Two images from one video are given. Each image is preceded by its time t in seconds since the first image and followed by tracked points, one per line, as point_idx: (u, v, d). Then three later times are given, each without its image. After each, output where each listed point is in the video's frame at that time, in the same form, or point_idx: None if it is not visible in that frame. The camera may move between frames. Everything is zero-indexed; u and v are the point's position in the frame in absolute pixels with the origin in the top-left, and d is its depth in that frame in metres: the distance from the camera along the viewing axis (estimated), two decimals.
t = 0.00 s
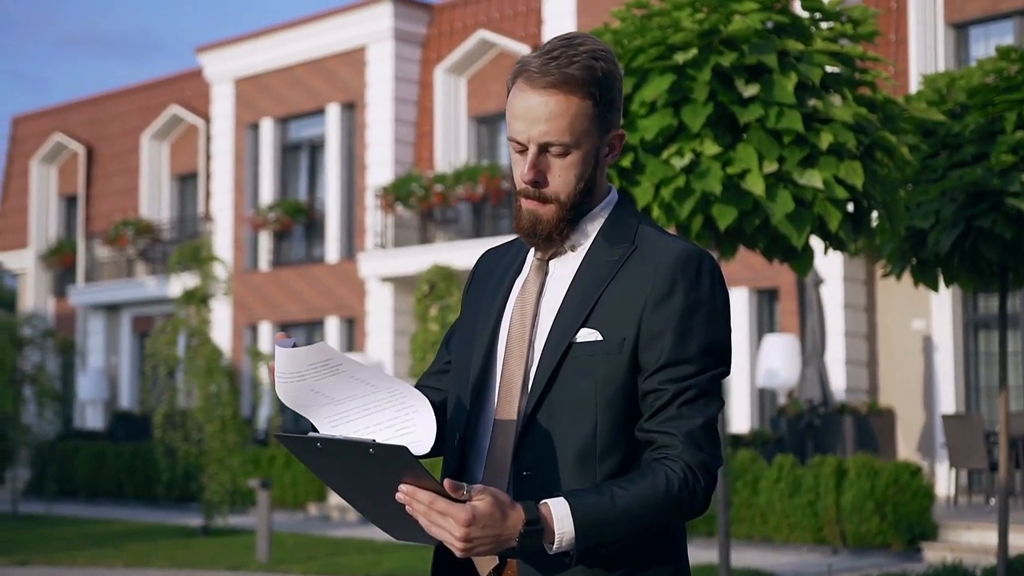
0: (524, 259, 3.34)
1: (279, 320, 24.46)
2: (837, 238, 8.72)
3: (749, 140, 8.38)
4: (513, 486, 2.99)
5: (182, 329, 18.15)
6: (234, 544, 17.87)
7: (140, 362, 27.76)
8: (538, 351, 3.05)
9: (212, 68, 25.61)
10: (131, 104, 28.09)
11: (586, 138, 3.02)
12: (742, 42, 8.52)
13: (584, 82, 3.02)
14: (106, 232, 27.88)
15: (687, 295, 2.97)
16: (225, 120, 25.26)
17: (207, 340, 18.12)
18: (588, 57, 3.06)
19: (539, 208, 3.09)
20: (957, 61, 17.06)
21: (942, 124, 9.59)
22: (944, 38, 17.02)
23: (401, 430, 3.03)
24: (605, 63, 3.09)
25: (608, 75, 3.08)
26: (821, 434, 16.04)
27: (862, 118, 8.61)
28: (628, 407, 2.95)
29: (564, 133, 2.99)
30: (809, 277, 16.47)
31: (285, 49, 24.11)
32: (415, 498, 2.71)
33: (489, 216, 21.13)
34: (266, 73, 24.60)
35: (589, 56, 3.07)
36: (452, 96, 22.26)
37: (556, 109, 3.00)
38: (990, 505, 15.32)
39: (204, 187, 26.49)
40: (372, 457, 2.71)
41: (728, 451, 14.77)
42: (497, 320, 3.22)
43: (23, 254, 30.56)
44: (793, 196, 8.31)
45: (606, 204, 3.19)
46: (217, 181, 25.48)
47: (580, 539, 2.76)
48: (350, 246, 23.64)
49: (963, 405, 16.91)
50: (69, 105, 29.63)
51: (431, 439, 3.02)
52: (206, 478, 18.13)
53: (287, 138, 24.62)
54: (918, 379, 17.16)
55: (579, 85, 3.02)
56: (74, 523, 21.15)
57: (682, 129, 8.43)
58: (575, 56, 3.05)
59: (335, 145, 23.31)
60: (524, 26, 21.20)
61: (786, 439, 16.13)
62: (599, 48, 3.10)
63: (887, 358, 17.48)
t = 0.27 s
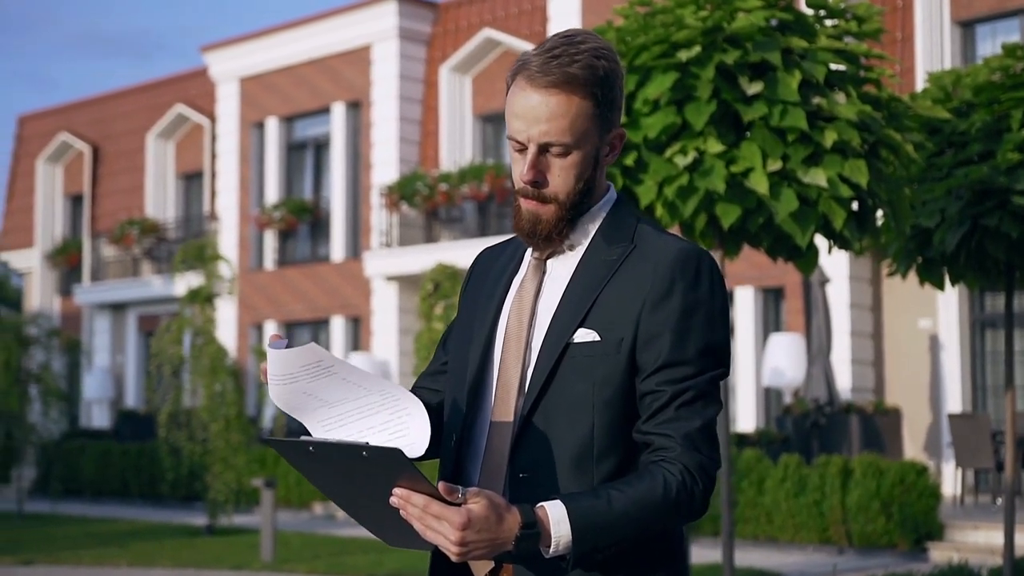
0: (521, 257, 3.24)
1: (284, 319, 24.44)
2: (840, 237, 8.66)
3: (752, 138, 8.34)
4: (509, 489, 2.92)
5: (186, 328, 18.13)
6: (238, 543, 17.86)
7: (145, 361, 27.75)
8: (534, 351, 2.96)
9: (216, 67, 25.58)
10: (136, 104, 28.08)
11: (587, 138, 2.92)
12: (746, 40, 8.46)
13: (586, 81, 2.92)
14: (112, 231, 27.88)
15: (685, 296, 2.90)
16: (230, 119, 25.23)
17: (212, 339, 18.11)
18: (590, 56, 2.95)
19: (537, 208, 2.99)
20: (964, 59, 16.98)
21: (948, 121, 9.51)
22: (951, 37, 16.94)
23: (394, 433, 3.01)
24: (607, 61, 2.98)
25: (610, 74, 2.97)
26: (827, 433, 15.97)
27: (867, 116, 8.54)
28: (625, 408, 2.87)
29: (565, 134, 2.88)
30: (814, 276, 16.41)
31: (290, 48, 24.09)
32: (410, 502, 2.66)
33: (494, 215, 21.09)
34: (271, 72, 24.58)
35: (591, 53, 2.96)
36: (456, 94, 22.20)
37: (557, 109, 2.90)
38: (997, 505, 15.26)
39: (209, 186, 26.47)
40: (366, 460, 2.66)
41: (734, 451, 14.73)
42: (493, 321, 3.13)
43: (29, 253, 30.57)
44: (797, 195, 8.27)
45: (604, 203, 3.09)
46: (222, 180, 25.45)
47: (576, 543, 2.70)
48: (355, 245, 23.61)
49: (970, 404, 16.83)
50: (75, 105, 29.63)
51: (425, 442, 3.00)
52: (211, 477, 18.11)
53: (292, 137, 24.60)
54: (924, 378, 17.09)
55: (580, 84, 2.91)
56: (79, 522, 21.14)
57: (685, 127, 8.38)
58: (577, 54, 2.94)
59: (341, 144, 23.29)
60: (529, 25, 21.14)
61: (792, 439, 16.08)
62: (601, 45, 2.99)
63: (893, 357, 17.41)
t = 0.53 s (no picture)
0: (520, 258, 3.14)
1: (291, 319, 24.43)
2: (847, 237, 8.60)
3: (757, 138, 8.29)
4: (506, 494, 2.79)
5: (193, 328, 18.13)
6: (244, 544, 17.85)
7: (152, 361, 27.75)
8: (533, 354, 2.85)
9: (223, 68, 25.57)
10: (144, 104, 28.09)
11: (587, 138, 2.80)
12: (752, 39, 8.40)
13: (586, 82, 2.81)
14: (119, 232, 27.89)
15: (686, 299, 2.77)
16: (237, 120, 25.21)
17: (218, 340, 18.10)
18: (591, 55, 2.84)
19: (537, 208, 2.87)
20: (972, 59, 16.91)
21: (956, 121, 9.47)
22: (959, 36, 16.88)
23: (394, 439, 2.96)
24: (609, 61, 2.87)
25: (612, 74, 2.86)
26: (834, 434, 15.91)
27: (873, 115, 8.48)
28: (624, 413, 2.75)
29: (566, 134, 2.77)
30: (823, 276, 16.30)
31: (297, 48, 24.05)
32: (406, 506, 2.53)
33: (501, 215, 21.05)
34: (278, 72, 24.55)
35: (592, 53, 2.85)
36: (463, 97, 22.21)
37: (557, 108, 2.79)
38: (1005, 506, 15.19)
39: (216, 186, 26.47)
40: (362, 462, 2.55)
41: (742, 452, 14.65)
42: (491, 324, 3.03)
43: (36, 253, 30.58)
44: (802, 195, 8.22)
45: (604, 204, 2.97)
46: (229, 181, 25.42)
47: (574, 549, 2.59)
48: (362, 246, 23.58)
49: (978, 404, 16.77)
50: (82, 105, 29.64)
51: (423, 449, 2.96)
52: (218, 478, 18.09)
53: (299, 137, 24.57)
54: (932, 378, 17.02)
55: (581, 85, 2.80)
56: (86, 523, 21.14)
57: (690, 127, 8.34)
58: (578, 54, 2.83)
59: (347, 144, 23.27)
60: (536, 25, 21.08)
61: (799, 439, 16.01)
62: (602, 45, 2.88)
63: (902, 358, 17.35)
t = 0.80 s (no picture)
0: (519, 257, 3.06)
1: (297, 320, 24.42)
2: (853, 237, 8.56)
3: (763, 138, 8.24)
4: (504, 497, 2.72)
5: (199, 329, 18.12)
6: (250, 545, 17.84)
7: (159, 362, 27.76)
8: (532, 356, 2.76)
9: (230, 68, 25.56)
10: (151, 105, 28.10)
11: (589, 138, 2.67)
12: (757, 38, 8.36)
13: (589, 80, 2.67)
14: (126, 233, 27.90)
15: (688, 302, 2.68)
16: (244, 120, 25.20)
17: (224, 341, 18.09)
18: (594, 53, 2.71)
19: (538, 209, 2.73)
20: (980, 58, 16.83)
21: (963, 121, 9.42)
22: (967, 36, 16.80)
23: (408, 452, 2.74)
24: (611, 60, 2.73)
25: (614, 73, 2.73)
26: (842, 435, 15.85)
27: (879, 115, 8.44)
28: (624, 417, 2.67)
29: (568, 134, 2.63)
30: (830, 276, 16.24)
31: (303, 49, 24.04)
32: (400, 507, 2.44)
33: (508, 216, 21.02)
34: (285, 72, 24.53)
35: (595, 51, 2.72)
36: (470, 94, 22.15)
37: (559, 108, 2.65)
38: (1013, 508, 15.12)
39: (223, 187, 26.48)
40: (358, 463, 2.45)
41: (749, 453, 14.59)
42: (490, 325, 2.97)
43: (44, 254, 30.61)
44: (808, 195, 8.16)
45: (605, 205, 2.85)
46: (236, 182, 25.41)
47: (572, 553, 2.51)
48: (369, 246, 23.55)
49: (986, 406, 16.69)
50: (90, 106, 29.66)
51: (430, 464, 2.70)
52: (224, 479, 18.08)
53: (306, 138, 24.55)
54: (940, 379, 16.95)
55: (583, 84, 2.66)
56: (92, 524, 21.14)
57: (695, 127, 8.29)
58: (580, 52, 2.70)
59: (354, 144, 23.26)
60: (542, 25, 21.03)
61: (807, 440, 15.93)
62: (605, 43, 2.75)
63: (909, 359, 17.27)
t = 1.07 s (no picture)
0: (515, 256, 3.01)
1: (301, 319, 24.40)
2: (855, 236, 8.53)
3: (765, 136, 8.20)
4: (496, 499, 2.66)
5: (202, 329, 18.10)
6: (253, 545, 17.82)
7: (163, 361, 27.75)
8: (527, 356, 2.70)
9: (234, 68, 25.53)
10: (154, 104, 28.08)
11: (587, 134, 2.63)
12: (759, 36, 8.32)
13: (587, 76, 2.63)
14: (130, 233, 27.89)
15: (685, 302, 2.63)
16: (248, 119, 25.16)
17: (227, 340, 18.06)
18: (593, 49, 2.67)
19: (536, 207, 2.69)
20: (985, 57, 16.79)
21: (966, 119, 9.38)
22: (972, 34, 16.75)
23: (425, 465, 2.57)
24: (611, 56, 2.70)
25: (614, 71, 2.69)
26: (845, 435, 15.78)
27: (882, 113, 8.39)
28: (619, 418, 2.62)
29: (565, 131, 2.59)
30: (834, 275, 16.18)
31: (307, 48, 24.01)
32: (392, 507, 2.40)
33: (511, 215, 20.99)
34: (288, 72, 24.51)
35: (594, 48, 2.68)
36: (473, 94, 22.15)
37: (556, 104, 2.61)
38: (1018, 508, 15.06)
39: (226, 186, 26.45)
40: (350, 460, 2.41)
41: (752, 453, 14.55)
42: (483, 324, 2.91)
43: (48, 254, 30.62)
44: (811, 193, 8.11)
45: (604, 202, 2.80)
46: (240, 181, 25.38)
47: (566, 555, 2.48)
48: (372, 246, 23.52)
49: (990, 405, 16.64)
50: (93, 106, 29.64)
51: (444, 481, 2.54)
52: (227, 479, 18.05)
53: (310, 137, 24.52)
54: (944, 378, 16.90)
55: (581, 80, 2.63)
56: (95, 523, 21.11)
57: (697, 125, 8.26)
58: (579, 47, 2.66)
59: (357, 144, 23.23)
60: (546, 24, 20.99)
61: (811, 440, 15.87)
62: (605, 40, 2.72)
63: (914, 358, 17.23)
